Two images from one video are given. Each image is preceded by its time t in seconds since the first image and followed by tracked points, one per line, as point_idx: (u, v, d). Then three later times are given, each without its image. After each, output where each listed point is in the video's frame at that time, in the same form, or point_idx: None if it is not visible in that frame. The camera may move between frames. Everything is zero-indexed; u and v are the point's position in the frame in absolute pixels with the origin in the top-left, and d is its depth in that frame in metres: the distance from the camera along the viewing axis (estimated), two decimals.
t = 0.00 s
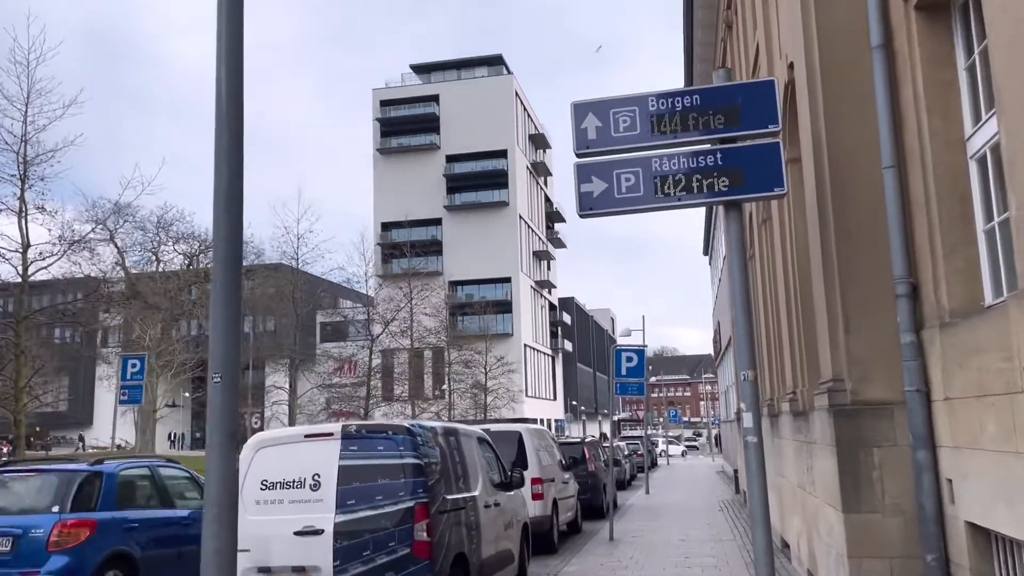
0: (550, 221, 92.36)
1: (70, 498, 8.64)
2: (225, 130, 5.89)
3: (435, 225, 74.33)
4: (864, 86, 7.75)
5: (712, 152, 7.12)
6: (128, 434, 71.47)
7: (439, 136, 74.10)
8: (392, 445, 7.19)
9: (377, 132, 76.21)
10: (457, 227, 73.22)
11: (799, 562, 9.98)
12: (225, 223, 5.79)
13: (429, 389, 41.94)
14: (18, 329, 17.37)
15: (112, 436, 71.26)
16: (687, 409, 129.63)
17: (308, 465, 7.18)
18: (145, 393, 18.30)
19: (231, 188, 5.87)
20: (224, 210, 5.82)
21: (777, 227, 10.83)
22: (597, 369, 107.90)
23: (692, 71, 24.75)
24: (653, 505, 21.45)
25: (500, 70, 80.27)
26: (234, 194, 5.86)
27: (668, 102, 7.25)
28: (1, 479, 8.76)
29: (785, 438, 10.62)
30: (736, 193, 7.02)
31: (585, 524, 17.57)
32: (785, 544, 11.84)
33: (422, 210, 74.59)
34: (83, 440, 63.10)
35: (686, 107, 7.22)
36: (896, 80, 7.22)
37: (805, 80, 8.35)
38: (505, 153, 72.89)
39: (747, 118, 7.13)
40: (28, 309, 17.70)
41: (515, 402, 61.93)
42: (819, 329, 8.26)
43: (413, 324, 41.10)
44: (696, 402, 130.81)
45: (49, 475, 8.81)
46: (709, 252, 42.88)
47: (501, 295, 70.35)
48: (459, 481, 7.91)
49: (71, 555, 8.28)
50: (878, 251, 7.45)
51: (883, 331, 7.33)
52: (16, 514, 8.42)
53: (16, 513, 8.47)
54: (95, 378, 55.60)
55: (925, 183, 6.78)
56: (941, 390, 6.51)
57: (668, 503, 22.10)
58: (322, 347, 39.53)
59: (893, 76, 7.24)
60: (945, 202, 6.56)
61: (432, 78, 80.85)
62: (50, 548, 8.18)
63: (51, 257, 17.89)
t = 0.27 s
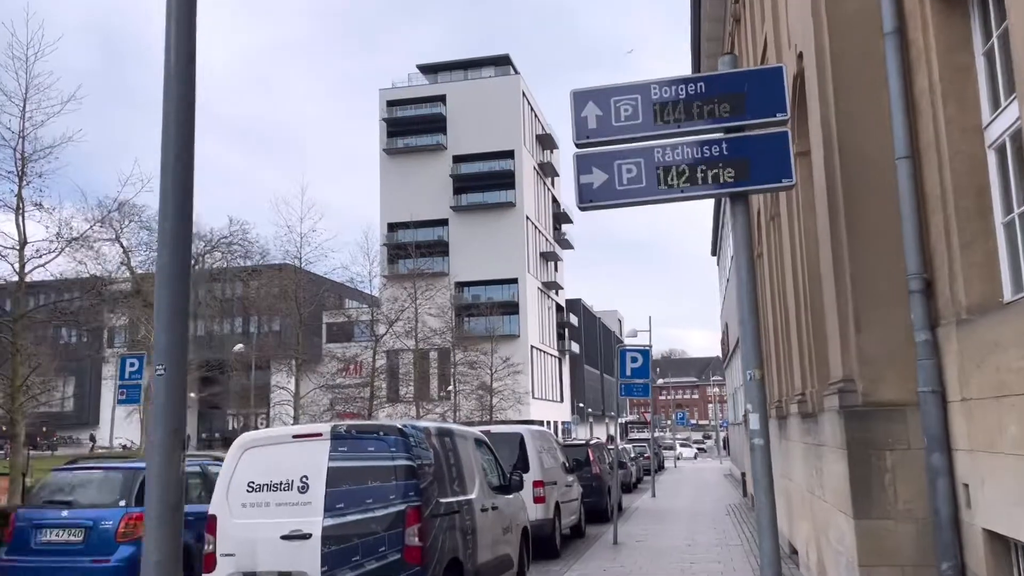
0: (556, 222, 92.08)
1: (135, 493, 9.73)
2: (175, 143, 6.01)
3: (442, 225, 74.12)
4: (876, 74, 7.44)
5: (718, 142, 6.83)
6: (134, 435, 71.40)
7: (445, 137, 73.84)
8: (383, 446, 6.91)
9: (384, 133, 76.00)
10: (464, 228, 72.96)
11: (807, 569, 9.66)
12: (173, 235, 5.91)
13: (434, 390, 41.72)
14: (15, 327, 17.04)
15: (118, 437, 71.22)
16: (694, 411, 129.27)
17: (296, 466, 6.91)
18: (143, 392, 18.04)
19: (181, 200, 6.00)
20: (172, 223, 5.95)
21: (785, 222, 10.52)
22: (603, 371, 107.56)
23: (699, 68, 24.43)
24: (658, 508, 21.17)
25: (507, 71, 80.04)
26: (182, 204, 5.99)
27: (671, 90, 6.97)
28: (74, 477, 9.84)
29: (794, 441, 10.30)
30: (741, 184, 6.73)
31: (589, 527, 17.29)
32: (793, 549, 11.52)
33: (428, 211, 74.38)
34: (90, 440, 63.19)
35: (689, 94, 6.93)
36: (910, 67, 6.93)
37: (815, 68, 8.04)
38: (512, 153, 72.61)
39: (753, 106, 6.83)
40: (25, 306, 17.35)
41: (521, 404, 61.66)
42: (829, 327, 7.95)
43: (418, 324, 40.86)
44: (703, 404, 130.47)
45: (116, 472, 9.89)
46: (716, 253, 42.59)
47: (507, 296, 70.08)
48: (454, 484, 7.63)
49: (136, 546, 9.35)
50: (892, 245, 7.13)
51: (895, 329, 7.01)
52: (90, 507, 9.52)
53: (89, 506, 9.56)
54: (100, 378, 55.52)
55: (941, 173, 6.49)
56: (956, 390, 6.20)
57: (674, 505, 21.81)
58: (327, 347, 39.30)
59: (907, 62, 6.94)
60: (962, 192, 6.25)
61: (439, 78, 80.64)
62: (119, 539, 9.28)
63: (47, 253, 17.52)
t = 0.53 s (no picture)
0: (567, 222, 91.80)
1: (193, 488, 10.60)
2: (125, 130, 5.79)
3: (451, 226, 73.95)
4: (896, 60, 7.12)
5: (730, 132, 6.54)
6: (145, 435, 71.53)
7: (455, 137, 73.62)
8: (380, 448, 6.66)
9: (393, 133, 75.84)
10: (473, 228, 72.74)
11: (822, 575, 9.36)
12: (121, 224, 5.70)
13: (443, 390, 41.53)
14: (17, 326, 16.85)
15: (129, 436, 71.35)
16: (705, 411, 128.78)
17: (291, 469, 6.68)
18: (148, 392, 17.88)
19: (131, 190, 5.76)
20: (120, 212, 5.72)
21: (798, 217, 10.20)
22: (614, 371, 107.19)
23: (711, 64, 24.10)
24: (668, 510, 20.89)
25: (517, 71, 79.79)
26: (132, 193, 5.73)
27: (679, 79, 6.69)
28: (138, 473, 10.72)
29: (807, 443, 9.99)
30: (754, 176, 6.44)
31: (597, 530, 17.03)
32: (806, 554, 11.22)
33: (437, 211, 74.22)
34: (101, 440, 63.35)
35: (699, 83, 6.65)
36: (931, 53, 6.63)
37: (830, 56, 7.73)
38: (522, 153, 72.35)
39: (765, 94, 6.53)
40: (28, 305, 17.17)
41: (531, 404, 61.41)
42: (845, 326, 7.64)
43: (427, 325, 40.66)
44: (714, 405, 129.94)
45: (175, 469, 10.76)
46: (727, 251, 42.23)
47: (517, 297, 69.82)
48: (455, 487, 7.38)
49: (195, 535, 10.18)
50: (912, 239, 6.81)
51: (916, 328, 6.69)
52: (154, 501, 10.42)
53: (155, 500, 10.47)
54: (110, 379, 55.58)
55: (965, 164, 6.18)
56: (981, 392, 5.89)
57: (684, 508, 21.52)
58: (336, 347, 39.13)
59: (927, 48, 6.62)
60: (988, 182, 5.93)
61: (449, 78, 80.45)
62: (182, 528, 10.11)
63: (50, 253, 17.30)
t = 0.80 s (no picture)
0: (578, 221, 91.50)
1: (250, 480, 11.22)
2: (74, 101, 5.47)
3: (462, 224, 73.69)
4: (921, 40, 6.79)
5: (746, 117, 6.26)
6: (156, 434, 71.61)
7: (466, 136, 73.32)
8: (381, 445, 6.41)
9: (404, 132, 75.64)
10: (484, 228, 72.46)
11: None
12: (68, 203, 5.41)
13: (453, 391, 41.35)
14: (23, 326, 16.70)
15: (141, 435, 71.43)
16: (717, 411, 128.30)
17: (289, 468, 6.43)
18: (154, 390, 17.71)
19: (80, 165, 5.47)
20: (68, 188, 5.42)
21: (816, 209, 9.90)
22: (625, 371, 106.83)
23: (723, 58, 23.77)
24: (680, 511, 20.60)
25: (527, 69, 79.50)
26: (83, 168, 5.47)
27: (693, 62, 6.42)
28: (195, 470, 11.32)
29: (827, 441, 9.69)
30: (772, 161, 6.15)
31: (608, 530, 16.74)
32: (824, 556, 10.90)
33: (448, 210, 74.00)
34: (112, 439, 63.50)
35: (713, 65, 6.38)
36: (957, 31, 6.33)
37: (851, 38, 7.43)
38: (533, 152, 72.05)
39: (783, 76, 6.24)
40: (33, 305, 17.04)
41: (541, 404, 61.12)
42: (866, 318, 7.33)
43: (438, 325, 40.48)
44: (725, 405, 129.41)
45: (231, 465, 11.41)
46: (741, 249, 41.85)
47: (527, 296, 69.55)
48: (460, 486, 7.13)
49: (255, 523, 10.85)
50: (938, 227, 6.49)
51: (941, 320, 6.38)
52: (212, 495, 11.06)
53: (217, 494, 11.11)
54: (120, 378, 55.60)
55: (995, 147, 5.89)
56: (1013, 387, 5.59)
57: (697, 509, 21.23)
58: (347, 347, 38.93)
59: (954, 26, 6.32)
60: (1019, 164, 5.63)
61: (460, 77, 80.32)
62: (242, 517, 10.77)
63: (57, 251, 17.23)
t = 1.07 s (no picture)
0: (587, 220, 91.13)
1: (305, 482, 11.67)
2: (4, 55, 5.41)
3: (470, 224, 73.42)
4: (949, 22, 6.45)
5: (764, 103, 5.93)
6: (166, 433, 71.61)
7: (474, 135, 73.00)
8: (381, 450, 6.11)
9: (412, 131, 75.38)
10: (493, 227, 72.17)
11: None
12: None
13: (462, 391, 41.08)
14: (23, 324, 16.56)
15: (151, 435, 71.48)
16: (728, 411, 127.62)
17: (285, 473, 6.15)
18: (157, 391, 17.51)
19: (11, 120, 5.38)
20: None
21: (835, 203, 9.55)
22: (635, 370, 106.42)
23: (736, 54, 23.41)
24: (692, 513, 20.26)
25: (536, 68, 79.18)
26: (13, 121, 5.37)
27: (709, 46, 6.10)
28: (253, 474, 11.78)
29: (847, 444, 9.35)
30: (792, 150, 5.82)
31: (619, 533, 16.42)
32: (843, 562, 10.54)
33: (456, 210, 73.73)
34: (122, 439, 63.50)
35: (729, 49, 6.06)
36: (989, 11, 5.99)
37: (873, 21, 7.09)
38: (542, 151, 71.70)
39: (803, 60, 5.92)
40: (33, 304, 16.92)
41: (550, 404, 60.81)
42: (890, 315, 6.99)
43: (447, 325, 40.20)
44: (737, 405, 128.72)
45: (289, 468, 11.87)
46: (753, 247, 41.42)
47: (536, 295, 69.25)
48: (465, 492, 6.84)
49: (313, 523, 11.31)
50: (968, 219, 6.15)
51: (973, 316, 6.02)
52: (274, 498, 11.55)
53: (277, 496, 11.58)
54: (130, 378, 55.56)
55: None
56: None
57: (709, 511, 20.90)
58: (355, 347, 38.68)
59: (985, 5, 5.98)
60: None
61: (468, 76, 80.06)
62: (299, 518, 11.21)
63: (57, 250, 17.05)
